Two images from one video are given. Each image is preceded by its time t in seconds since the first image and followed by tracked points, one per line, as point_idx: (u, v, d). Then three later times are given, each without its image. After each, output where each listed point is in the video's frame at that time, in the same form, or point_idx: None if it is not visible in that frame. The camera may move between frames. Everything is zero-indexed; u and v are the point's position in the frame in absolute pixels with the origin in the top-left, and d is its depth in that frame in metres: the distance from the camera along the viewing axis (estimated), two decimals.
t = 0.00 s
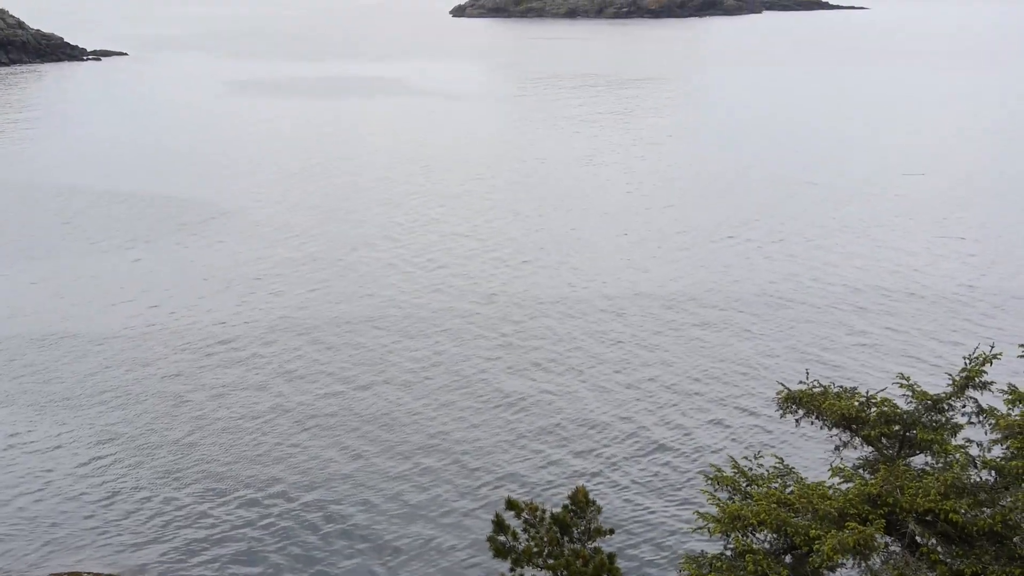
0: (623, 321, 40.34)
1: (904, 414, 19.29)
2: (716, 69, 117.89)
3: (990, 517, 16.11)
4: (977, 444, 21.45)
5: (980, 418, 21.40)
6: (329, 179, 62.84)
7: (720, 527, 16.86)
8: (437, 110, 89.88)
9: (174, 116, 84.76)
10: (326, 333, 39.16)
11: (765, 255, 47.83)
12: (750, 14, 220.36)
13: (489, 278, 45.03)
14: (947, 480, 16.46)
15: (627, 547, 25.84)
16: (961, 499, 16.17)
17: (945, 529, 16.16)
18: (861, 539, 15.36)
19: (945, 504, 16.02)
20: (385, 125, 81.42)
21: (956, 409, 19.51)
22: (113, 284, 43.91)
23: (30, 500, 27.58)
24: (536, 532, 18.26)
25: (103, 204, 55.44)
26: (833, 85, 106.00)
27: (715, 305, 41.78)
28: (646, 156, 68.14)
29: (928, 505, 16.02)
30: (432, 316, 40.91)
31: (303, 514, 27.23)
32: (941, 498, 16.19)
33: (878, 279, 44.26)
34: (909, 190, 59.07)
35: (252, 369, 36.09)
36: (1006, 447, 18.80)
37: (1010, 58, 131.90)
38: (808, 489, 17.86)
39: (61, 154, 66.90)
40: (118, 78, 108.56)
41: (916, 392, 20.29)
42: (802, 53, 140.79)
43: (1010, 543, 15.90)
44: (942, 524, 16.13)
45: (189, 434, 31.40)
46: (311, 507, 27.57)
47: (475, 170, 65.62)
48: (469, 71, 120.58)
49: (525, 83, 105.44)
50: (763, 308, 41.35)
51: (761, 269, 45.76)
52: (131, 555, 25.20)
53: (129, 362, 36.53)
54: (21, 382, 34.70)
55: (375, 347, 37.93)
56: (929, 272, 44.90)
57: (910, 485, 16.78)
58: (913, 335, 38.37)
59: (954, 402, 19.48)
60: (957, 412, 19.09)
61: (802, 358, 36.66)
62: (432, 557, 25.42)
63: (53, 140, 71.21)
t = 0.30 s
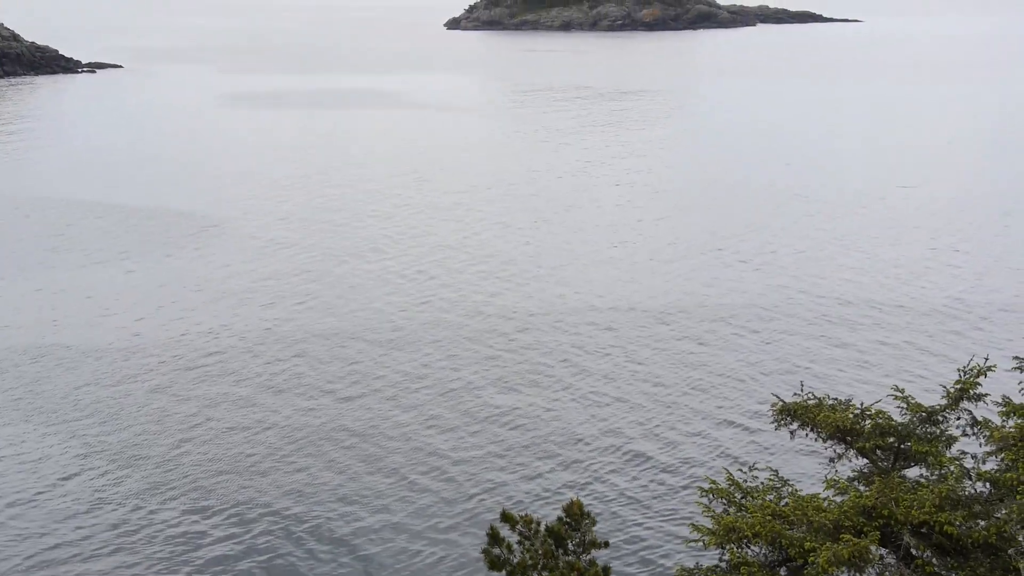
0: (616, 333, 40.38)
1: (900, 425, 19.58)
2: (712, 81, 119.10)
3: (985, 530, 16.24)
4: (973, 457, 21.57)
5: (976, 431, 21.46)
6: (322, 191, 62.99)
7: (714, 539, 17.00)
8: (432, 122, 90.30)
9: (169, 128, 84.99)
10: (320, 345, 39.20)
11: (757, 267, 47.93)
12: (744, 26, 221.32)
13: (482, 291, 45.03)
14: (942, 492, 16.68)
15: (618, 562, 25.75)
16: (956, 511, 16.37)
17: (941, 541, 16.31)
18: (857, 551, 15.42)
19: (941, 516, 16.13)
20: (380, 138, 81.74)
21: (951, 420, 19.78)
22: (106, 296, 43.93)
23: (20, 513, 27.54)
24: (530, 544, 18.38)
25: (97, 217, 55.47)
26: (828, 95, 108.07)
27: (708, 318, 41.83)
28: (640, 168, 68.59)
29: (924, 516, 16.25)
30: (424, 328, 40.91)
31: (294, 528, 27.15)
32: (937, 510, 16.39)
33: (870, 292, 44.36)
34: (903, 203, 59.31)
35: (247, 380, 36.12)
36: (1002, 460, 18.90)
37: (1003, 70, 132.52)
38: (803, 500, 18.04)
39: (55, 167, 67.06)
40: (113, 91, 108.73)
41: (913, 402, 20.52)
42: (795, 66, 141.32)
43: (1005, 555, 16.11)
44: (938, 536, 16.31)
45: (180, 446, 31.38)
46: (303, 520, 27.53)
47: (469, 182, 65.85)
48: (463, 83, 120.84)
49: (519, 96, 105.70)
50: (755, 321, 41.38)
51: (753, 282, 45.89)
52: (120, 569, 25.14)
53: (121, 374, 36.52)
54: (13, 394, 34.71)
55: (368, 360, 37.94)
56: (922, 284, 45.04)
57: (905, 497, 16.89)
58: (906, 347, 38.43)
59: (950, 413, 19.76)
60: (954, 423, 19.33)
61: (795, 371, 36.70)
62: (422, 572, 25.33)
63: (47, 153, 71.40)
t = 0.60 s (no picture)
0: (611, 344, 40.48)
1: (894, 437, 19.74)
2: (706, 93, 119.77)
3: (980, 540, 16.45)
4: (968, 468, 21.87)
5: (971, 443, 21.78)
6: (317, 202, 63.14)
7: (709, 550, 17.11)
8: (426, 133, 90.68)
9: (164, 139, 85.20)
10: (315, 356, 39.23)
11: (751, 278, 48.11)
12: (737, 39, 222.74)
13: (476, 302, 45.13)
14: (937, 503, 16.85)
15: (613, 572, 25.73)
16: (951, 524, 16.50)
17: (935, 552, 16.40)
18: (852, 561, 15.48)
19: (936, 527, 16.36)
20: (374, 149, 82.00)
21: (946, 432, 19.96)
22: (100, 307, 43.96)
23: (12, 524, 27.49)
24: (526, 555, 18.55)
25: (91, 228, 55.53)
26: (822, 107, 108.66)
27: (701, 329, 41.93)
28: (635, 179, 68.90)
29: (919, 527, 16.37)
30: (419, 339, 40.96)
31: (287, 539, 27.12)
32: (932, 521, 16.52)
33: (864, 302, 44.54)
34: (896, 213, 59.54)
35: (241, 391, 36.14)
36: (997, 471, 19.10)
37: (994, 82, 133.39)
38: (798, 512, 18.16)
39: (50, 178, 67.24)
40: (107, 103, 108.94)
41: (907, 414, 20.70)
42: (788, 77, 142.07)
43: (999, 567, 16.22)
44: (933, 547, 16.41)
45: (172, 457, 31.32)
46: (295, 531, 27.49)
47: (464, 193, 66.06)
48: (458, 95, 121.31)
49: (513, 107, 106.03)
50: (749, 332, 41.45)
51: (747, 293, 46.05)
52: None
53: (115, 384, 36.51)
54: (6, 405, 34.68)
55: (360, 371, 37.90)
56: (915, 295, 45.23)
57: (900, 508, 17.12)
58: (899, 358, 38.56)
59: (945, 425, 19.93)
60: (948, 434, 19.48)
61: (788, 382, 36.79)
62: None
63: (42, 164, 71.57)
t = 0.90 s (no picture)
0: (605, 355, 40.49)
1: (889, 448, 19.75)
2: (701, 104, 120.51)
3: (975, 551, 16.44)
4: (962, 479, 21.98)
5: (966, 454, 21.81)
6: (313, 213, 63.29)
7: (704, 561, 17.15)
8: (423, 144, 91.08)
9: (160, 150, 85.42)
10: (310, 366, 39.19)
11: (745, 288, 48.22)
12: (731, 50, 223.93)
13: (471, 313, 45.14)
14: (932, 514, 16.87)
15: None
16: (945, 535, 16.50)
17: (930, 562, 16.40)
18: (846, 570, 15.47)
19: (930, 538, 16.36)
20: (370, 160, 82.35)
21: (941, 443, 19.98)
22: (94, 317, 43.94)
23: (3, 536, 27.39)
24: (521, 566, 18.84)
25: (85, 239, 55.56)
26: (817, 117, 109.23)
27: (696, 340, 41.98)
28: (630, 190, 69.16)
29: (914, 538, 16.37)
30: (413, 350, 40.93)
31: (279, 551, 27.01)
32: (926, 532, 16.52)
33: (858, 313, 44.64)
34: (891, 224, 59.74)
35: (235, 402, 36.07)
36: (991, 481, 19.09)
37: (987, 93, 134.16)
38: (792, 523, 18.20)
39: (46, 188, 67.39)
40: (104, 113, 109.29)
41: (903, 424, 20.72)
42: (782, 88, 142.77)
43: None
44: (928, 558, 16.41)
45: (164, 469, 31.24)
46: (287, 542, 27.39)
47: (459, 204, 66.26)
48: (454, 106, 121.86)
49: (508, 118, 106.40)
50: (742, 343, 41.48)
51: (741, 303, 46.13)
52: None
53: (108, 395, 36.46)
54: None
55: (353, 382, 37.86)
56: (910, 305, 45.33)
57: (895, 519, 17.15)
58: (893, 368, 38.60)
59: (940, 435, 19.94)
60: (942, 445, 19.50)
61: (783, 392, 36.80)
62: None
63: (38, 175, 71.72)
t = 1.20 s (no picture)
0: (600, 365, 40.52)
1: (884, 458, 19.75)
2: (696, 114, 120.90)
3: (970, 561, 16.44)
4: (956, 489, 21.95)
5: (960, 463, 21.84)
6: (308, 223, 63.36)
7: (700, 571, 17.21)
8: (417, 154, 91.28)
9: (155, 160, 85.40)
10: (304, 376, 39.19)
11: (739, 298, 48.31)
12: (726, 61, 224.96)
13: (465, 323, 45.17)
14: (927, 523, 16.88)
15: None
16: (940, 544, 16.52)
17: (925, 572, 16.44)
18: None
19: (925, 547, 16.36)
20: (364, 170, 82.47)
21: (936, 452, 19.99)
22: (87, 327, 43.93)
23: None
24: None
25: (79, 249, 55.56)
26: (811, 128, 109.70)
27: (691, 349, 42.01)
28: (624, 200, 69.35)
29: (908, 548, 16.40)
30: (407, 360, 40.91)
31: (273, 561, 26.96)
32: (921, 542, 16.54)
33: (852, 322, 44.74)
34: (884, 234, 59.91)
35: (229, 412, 36.04)
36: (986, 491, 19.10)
37: (980, 103, 134.83)
38: (788, 533, 18.26)
39: (40, 198, 67.44)
40: (99, 124, 109.36)
41: (898, 434, 20.74)
42: (776, 98, 143.33)
43: None
44: (923, 568, 16.42)
45: (157, 479, 31.20)
46: (281, 553, 27.32)
47: (454, 214, 66.37)
48: (448, 116, 122.12)
49: (503, 128, 106.72)
50: (736, 353, 41.57)
51: (735, 313, 46.21)
52: None
53: (100, 405, 36.42)
54: None
55: (347, 391, 37.89)
56: (903, 315, 45.46)
57: (890, 529, 17.14)
58: (888, 378, 38.65)
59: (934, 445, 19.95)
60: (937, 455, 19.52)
61: (777, 402, 36.84)
62: None
63: (33, 185, 71.73)
